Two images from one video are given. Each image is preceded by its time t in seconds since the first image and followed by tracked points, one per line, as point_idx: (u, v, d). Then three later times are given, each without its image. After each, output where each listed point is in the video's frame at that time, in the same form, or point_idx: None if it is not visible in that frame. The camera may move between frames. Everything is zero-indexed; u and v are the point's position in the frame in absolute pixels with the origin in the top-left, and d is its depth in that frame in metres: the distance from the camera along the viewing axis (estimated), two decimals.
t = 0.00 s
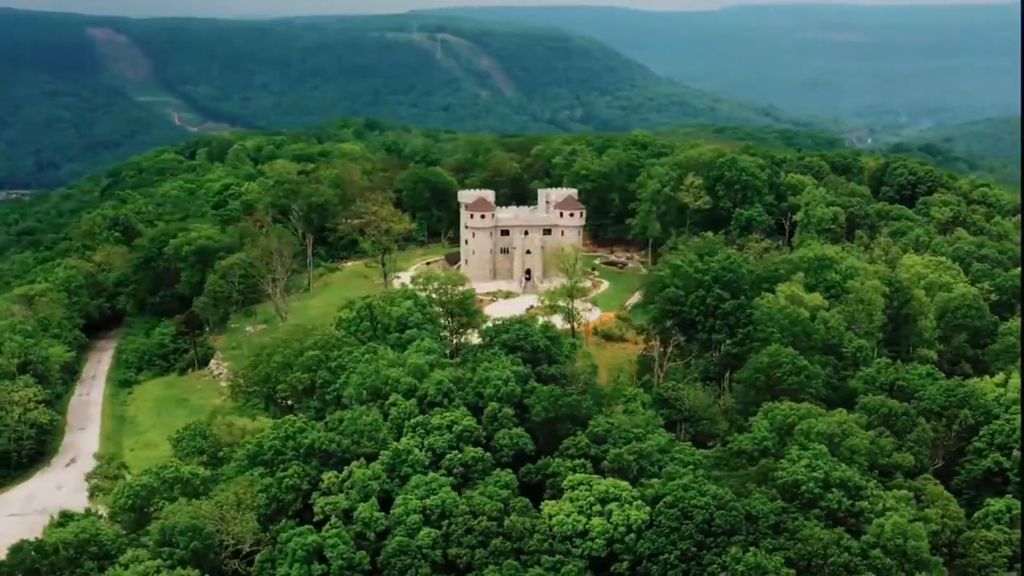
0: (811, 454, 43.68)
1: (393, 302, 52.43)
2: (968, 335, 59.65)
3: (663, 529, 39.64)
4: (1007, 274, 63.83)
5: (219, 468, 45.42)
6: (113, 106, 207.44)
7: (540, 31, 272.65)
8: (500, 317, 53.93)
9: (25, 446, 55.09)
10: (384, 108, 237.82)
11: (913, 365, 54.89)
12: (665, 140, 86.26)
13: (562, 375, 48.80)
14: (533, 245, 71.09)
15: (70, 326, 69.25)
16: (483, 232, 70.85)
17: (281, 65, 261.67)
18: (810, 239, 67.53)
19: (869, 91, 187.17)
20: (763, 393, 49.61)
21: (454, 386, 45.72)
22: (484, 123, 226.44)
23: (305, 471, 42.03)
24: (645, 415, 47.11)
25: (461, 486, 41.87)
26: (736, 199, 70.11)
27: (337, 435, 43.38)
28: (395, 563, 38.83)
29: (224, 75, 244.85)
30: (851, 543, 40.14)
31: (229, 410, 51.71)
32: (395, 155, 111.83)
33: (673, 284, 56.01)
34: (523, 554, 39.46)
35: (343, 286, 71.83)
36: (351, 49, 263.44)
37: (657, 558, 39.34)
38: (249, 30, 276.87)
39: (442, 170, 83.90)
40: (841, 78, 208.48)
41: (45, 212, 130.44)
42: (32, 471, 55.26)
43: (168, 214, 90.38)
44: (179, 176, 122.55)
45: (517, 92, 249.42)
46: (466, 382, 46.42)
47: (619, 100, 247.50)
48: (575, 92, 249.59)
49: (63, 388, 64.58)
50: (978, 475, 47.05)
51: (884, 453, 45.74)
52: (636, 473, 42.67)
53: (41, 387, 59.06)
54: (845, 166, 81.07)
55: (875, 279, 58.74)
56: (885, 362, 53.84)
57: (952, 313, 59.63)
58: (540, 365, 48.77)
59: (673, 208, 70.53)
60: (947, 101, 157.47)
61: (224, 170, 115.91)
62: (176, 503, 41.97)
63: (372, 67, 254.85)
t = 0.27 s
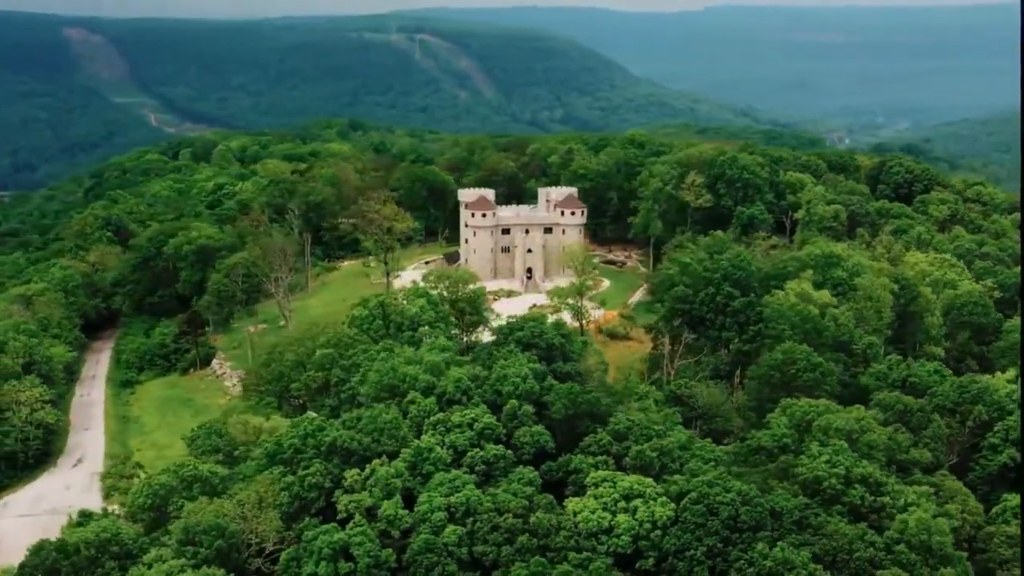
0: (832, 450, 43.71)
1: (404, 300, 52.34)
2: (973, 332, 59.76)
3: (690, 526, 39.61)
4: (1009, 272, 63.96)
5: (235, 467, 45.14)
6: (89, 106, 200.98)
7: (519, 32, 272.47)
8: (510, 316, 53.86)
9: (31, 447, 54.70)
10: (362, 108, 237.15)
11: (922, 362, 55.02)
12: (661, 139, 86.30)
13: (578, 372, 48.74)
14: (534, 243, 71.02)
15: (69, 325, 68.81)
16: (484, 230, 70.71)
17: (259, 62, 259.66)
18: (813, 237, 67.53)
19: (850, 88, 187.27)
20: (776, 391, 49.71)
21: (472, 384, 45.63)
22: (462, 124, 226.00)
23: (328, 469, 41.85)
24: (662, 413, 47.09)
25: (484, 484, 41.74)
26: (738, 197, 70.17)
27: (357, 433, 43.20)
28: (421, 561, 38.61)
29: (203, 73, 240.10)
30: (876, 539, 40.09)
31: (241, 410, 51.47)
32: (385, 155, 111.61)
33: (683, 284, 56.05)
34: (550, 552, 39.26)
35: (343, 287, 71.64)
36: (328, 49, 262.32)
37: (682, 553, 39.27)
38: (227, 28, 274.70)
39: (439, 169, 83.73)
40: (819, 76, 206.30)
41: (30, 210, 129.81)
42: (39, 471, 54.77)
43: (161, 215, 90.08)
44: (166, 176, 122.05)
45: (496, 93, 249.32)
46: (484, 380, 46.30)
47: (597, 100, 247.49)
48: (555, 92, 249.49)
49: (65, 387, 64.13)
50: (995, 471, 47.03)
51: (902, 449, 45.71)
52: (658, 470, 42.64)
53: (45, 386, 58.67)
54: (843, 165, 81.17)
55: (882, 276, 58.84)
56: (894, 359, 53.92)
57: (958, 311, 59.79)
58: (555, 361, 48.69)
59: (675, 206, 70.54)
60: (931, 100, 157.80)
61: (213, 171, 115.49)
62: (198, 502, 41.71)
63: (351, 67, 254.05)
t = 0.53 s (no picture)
0: (855, 444, 43.80)
1: (418, 296, 52.10)
2: (979, 328, 60.00)
3: (720, 520, 39.59)
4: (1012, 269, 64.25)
5: (256, 465, 44.80)
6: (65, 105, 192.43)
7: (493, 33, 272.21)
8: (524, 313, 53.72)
9: (39, 446, 54.17)
10: (337, 111, 236.04)
11: (932, 357, 55.22)
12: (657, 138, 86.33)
13: (595, 368, 48.67)
14: (536, 242, 70.95)
15: (69, 325, 68.25)
16: (486, 229, 70.57)
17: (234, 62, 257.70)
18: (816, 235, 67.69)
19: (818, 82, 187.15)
20: (793, 387, 49.74)
21: (494, 380, 45.51)
22: (439, 128, 225.40)
23: (354, 465, 41.62)
24: (683, 408, 47.05)
25: (511, 479, 41.62)
26: (739, 195, 70.36)
27: (382, 430, 42.97)
28: (452, 557, 38.46)
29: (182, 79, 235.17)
30: (904, 531, 40.16)
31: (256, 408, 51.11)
32: (374, 155, 111.31)
33: (694, 280, 56.05)
34: (581, 547, 39.17)
35: (344, 286, 71.36)
36: (304, 51, 260.90)
37: (713, 548, 39.24)
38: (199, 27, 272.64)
39: (434, 168, 83.52)
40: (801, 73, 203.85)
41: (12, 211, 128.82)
42: (46, 471, 54.25)
43: (153, 216, 89.55)
44: (152, 177, 121.40)
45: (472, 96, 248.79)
46: (505, 376, 46.18)
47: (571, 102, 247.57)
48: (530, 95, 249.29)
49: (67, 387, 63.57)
50: (1013, 464, 47.16)
51: (922, 444, 45.80)
52: (684, 465, 42.60)
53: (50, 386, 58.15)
54: (839, 163, 81.32)
55: (891, 272, 58.97)
56: (906, 354, 54.08)
57: (964, 306, 60.03)
58: (574, 357, 48.62)
59: (677, 205, 70.57)
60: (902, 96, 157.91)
61: (201, 172, 114.96)
62: (224, 500, 41.40)
63: (326, 70, 252.79)
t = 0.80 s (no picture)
0: (876, 439, 43.82)
1: (431, 294, 51.88)
2: (985, 326, 60.14)
3: (747, 514, 39.53)
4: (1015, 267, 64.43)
5: (274, 463, 44.54)
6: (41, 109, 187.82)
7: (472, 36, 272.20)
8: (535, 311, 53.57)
9: (47, 448, 53.80)
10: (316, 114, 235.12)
11: (942, 354, 55.30)
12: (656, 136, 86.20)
13: (611, 366, 48.57)
14: (537, 241, 70.83)
15: (70, 326, 67.80)
16: (487, 228, 70.40)
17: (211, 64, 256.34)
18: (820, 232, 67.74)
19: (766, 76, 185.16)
20: (808, 382, 49.62)
21: (512, 377, 45.38)
22: (419, 131, 224.83)
23: (377, 462, 41.41)
24: (701, 404, 46.99)
25: (535, 476, 41.47)
26: (740, 194, 70.47)
27: (405, 427, 42.76)
28: (480, 553, 38.28)
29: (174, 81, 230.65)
30: (929, 525, 40.09)
31: (269, 407, 50.83)
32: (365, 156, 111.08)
33: (705, 277, 56.02)
34: (608, 542, 39.04)
35: (346, 286, 71.08)
36: (282, 54, 259.69)
37: (740, 543, 39.17)
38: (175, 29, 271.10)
39: (431, 168, 83.33)
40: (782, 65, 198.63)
41: None
42: (54, 472, 53.86)
43: (147, 218, 89.11)
44: (139, 179, 120.84)
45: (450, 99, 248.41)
46: (523, 373, 46.04)
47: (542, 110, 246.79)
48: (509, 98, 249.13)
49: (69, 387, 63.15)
50: None
51: (941, 439, 45.76)
52: (706, 462, 42.54)
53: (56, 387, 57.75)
54: (835, 163, 81.29)
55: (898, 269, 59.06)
56: (917, 351, 54.15)
57: (971, 303, 60.14)
58: (590, 355, 48.51)
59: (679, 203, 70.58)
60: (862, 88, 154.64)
61: (191, 174, 114.48)
62: (246, 498, 41.13)
63: (305, 73, 251.74)
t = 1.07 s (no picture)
0: (897, 434, 43.83)
1: (444, 292, 51.69)
2: (991, 322, 60.24)
3: (774, 509, 39.50)
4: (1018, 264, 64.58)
5: (293, 461, 44.25)
6: (18, 112, 185.68)
7: (452, 41, 272.39)
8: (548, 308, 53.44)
9: (55, 447, 53.35)
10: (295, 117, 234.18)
11: (952, 350, 55.36)
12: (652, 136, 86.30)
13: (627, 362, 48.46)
14: (539, 240, 70.76)
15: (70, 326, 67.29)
16: (489, 227, 70.30)
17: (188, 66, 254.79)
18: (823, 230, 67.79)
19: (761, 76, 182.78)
20: (823, 377, 49.31)
21: (532, 373, 45.24)
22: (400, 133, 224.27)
23: (401, 459, 41.22)
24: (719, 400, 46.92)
25: (560, 472, 41.34)
26: (742, 192, 70.46)
27: (427, 424, 42.59)
28: (508, 549, 38.15)
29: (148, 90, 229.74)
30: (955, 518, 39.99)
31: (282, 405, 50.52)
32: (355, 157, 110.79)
33: (715, 275, 56.00)
34: (636, 538, 38.95)
35: (347, 286, 70.84)
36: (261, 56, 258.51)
37: (767, 537, 39.12)
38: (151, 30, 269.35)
39: (428, 168, 83.12)
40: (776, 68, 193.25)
41: None
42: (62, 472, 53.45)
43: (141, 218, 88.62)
44: (128, 180, 120.25)
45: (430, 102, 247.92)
46: (542, 369, 45.91)
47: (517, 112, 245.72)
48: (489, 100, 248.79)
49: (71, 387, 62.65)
50: None
51: (960, 433, 45.58)
52: (729, 457, 42.47)
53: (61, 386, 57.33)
54: (833, 161, 81.41)
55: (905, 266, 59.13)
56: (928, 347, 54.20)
57: (977, 300, 60.21)
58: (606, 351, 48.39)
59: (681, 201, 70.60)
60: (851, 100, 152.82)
61: (181, 176, 113.99)
62: (269, 495, 40.87)
63: (283, 75, 250.62)
